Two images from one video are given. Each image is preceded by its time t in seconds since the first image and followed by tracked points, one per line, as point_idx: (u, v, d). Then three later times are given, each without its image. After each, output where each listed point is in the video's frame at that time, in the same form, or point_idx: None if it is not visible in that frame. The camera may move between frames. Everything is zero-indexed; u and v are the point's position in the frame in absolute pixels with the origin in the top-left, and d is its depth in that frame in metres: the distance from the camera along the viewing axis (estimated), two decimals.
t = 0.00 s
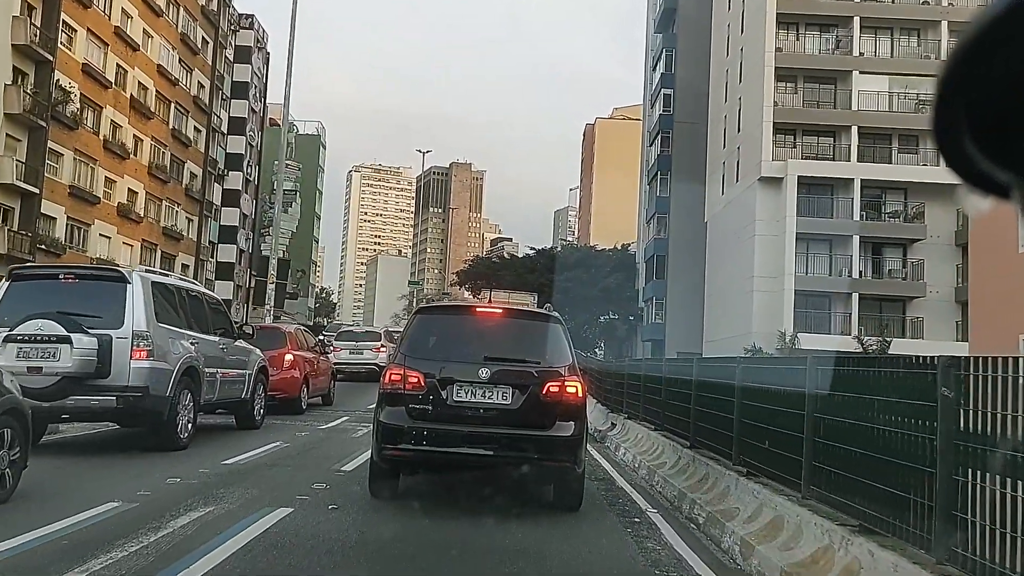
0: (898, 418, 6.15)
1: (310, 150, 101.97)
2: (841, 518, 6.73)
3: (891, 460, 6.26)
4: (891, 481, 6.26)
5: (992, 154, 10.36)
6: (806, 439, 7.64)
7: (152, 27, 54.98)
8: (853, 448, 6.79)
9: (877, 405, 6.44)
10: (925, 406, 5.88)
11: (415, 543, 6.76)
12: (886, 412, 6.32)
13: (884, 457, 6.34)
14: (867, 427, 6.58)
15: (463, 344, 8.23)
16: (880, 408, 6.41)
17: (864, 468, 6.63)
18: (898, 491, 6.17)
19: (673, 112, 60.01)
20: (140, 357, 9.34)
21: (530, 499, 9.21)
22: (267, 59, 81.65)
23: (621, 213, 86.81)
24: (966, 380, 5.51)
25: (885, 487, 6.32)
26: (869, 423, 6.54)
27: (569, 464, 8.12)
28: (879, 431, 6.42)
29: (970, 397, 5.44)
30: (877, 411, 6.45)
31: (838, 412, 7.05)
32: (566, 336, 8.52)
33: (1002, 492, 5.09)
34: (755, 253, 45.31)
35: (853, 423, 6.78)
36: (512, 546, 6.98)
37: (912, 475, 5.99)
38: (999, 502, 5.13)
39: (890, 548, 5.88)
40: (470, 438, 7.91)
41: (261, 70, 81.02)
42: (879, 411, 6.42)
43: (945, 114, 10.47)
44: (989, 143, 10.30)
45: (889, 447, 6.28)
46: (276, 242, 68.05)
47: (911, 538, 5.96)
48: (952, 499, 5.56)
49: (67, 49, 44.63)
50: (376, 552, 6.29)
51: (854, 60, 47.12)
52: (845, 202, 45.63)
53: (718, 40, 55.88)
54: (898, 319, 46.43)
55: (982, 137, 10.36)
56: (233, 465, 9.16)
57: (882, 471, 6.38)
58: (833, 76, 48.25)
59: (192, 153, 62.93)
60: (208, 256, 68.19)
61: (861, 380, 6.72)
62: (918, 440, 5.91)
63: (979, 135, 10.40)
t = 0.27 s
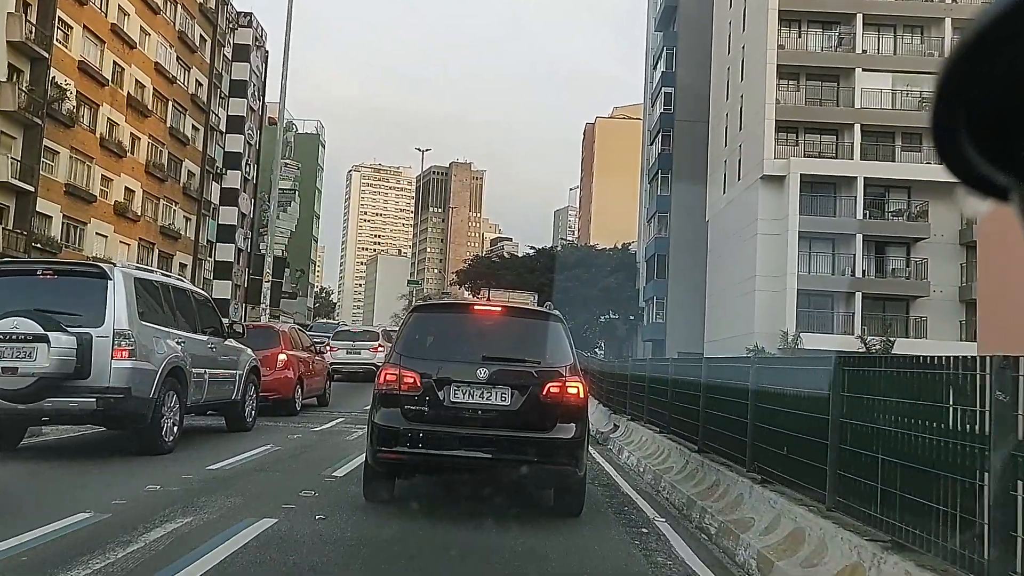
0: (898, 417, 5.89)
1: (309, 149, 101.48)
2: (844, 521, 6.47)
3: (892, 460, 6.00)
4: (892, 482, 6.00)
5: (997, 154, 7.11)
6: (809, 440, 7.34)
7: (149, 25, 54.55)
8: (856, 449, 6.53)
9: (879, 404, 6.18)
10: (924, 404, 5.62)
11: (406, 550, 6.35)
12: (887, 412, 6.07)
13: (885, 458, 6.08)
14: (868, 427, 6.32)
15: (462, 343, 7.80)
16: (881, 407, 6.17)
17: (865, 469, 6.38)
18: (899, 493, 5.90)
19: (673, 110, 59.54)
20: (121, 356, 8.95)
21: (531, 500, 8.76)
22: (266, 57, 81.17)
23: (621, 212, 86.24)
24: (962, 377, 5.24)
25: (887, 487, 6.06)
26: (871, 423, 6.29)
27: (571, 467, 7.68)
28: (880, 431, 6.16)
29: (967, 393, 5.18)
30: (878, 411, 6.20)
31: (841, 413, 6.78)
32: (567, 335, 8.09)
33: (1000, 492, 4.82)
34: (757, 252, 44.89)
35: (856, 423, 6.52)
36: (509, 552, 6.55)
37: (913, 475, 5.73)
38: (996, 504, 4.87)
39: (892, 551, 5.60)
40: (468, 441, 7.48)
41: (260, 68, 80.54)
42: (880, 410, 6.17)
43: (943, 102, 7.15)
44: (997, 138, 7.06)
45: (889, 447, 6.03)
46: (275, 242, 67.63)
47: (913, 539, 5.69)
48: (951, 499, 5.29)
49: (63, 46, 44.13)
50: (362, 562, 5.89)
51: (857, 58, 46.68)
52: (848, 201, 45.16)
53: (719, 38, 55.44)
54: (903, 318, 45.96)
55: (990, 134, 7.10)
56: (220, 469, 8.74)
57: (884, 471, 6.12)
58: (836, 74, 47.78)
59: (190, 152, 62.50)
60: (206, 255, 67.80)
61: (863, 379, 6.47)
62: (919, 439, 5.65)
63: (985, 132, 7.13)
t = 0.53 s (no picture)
0: (900, 418, 5.96)
1: (309, 149, 101.00)
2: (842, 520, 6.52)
3: (892, 460, 6.06)
4: (890, 481, 6.07)
5: (1000, 154, 5.98)
6: (809, 441, 7.36)
7: (147, 22, 54.10)
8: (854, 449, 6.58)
9: (879, 405, 6.24)
10: (926, 405, 5.69)
11: (398, 561, 5.95)
12: (888, 413, 6.13)
13: (886, 458, 6.13)
14: (868, 428, 6.38)
15: (459, 343, 7.39)
16: (882, 408, 6.23)
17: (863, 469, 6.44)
18: (898, 493, 5.97)
19: (674, 109, 59.07)
20: (102, 357, 8.56)
21: (531, 505, 8.35)
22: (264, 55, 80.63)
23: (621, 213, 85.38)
24: (965, 378, 5.31)
25: (885, 488, 6.13)
26: (870, 424, 6.35)
27: (575, 473, 7.27)
28: (880, 432, 6.23)
29: (970, 393, 5.25)
30: (878, 412, 6.26)
31: (841, 413, 6.82)
32: (569, 334, 7.69)
33: (1001, 491, 4.88)
34: (759, 252, 44.54)
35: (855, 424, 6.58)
36: (508, 563, 6.16)
37: (914, 475, 5.78)
38: (996, 503, 4.93)
39: (890, 550, 5.64)
40: (467, 446, 7.07)
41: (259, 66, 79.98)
42: (881, 411, 6.24)
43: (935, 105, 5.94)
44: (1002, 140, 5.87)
45: (890, 447, 6.09)
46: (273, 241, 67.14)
47: (911, 538, 5.75)
48: (952, 499, 5.35)
49: (59, 44, 43.71)
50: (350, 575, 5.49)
51: (860, 55, 46.20)
52: (852, 201, 44.57)
53: (721, 36, 55.03)
54: (905, 318, 45.56)
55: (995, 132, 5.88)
56: (205, 474, 8.32)
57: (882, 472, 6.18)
58: (839, 72, 47.32)
59: (188, 151, 62.05)
60: (204, 255, 67.37)
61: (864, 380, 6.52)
62: (920, 439, 5.71)
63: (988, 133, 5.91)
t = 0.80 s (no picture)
0: (893, 418, 6.11)
1: (308, 148, 100.50)
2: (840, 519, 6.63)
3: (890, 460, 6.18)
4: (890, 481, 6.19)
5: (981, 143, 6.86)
6: (810, 440, 7.41)
7: (144, 20, 53.69)
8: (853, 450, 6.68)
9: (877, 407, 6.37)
10: (925, 407, 5.83)
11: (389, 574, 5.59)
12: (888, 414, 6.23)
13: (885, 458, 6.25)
14: (868, 429, 6.48)
15: (456, 342, 7.02)
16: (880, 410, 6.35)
17: (862, 467, 6.56)
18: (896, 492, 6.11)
19: (675, 107, 58.66)
20: (83, 357, 8.22)
21: (531, 512, 7.96)
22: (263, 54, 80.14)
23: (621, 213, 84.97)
24: (965, 383, 5.45)
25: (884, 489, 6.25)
26: (870, 425, 6.46)
27: (577, 480, 6.89)
28: (880, 434, 6.33)
29: (968, 397, 5.41)
30: (877, 414, 6.37)
31: (840, 414, 6.92)
32: (571, 334, 7.33)
33: (1003, 492, 5.02)
34: (762, 251, 44.18)
35: (853, 425, 6.70)
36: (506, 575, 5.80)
37: (915, 476, 5.90)
38: (996, 504, 5.09)
39: (906, 557, 5.49)
40: (463, 450, 6.70)
41: (258, 65, 79.47)
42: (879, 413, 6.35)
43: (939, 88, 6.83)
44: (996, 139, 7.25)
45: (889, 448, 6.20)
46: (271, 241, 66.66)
47: (910, 538, 5.90)
48: (952, 499, 5.50)
49: (56, 41, 43.33)
50: None
51: (863, 53, 45.78)
52: (854, 199, 44.23)
53: (722, 35, 54.65)
54: (909, 318, 45.15)
55: (991, 129, 7.21)
56: (190, 480, 7.96)
57: (881, 471, 6.31)
58: (842, 70, 46.88)
59: (186, 149, 61.60)
60: (202, 254, 66.94)
61: (863, 382, 6.63)
62: (920, 440, 5.85)
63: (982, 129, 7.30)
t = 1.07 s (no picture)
0: (892, 418, 6.13)
1: (308, 148, 100.14)
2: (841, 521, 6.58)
3: (891, 461, 6.15)
4: (890, 482, 6.16)
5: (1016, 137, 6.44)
6: (813, 442, 7.34)
7: (142, 18, 53.31)
8: (856, 450, 6.63)
9: (878, 408, 6.34)
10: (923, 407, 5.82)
11: None
12: (888, 415, 6.21)
13: (886, 459, 6.22)
14: (870, 430, 6.44)
15: (453, 342, 6.68)
16: (881, 410, 6.31)
17: (863, 469, 6.52)
18: (896, 493, 6.09)
19: (676, 106, 58.31)
20: (64, 357, 7.92)
21: (531, 521, 7.60)
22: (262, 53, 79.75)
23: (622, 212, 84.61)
24: (963, 383, 5.44)
25: (885, 490, 6.21)
26: (871, 426, 6.42)
27: (582, 487, 6.53)
28: (881, 435, 6.30)
29: (967, 397, 5.39)
30: (878, 415, 6.34)
31: (842, 414, 6.87)
32: (575, 333, 6.99)
33: (1001, 493, 5.00)
34: (764, 251, 43.87)
35: (855, 426, 6.66)
36: None
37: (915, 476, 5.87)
38: (996, 505, 5.06)
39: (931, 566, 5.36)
40: (461, 457, 6.35)
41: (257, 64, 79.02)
42: (880, 414, 6.32)
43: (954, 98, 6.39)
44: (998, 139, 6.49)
45: (890, 449, 6.17)
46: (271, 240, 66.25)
47: (910, 540, 5.87)
48: (949, 499, 5.49)
49: (52, 38, 42.95)
50: None
51: (866, 51, 45.41)
52: (857, 198, 43.87)
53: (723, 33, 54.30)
54: (912, 318, 44.77)
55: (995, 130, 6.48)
56: (175, 486, 7.63)
57: (882, 473, 6.27)
58: (844, 68, 46.51)
59: (185, 148, 61.22)
60: (200, 254, 66.57)
61: (865, 381, 6.60)
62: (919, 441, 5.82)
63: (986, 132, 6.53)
